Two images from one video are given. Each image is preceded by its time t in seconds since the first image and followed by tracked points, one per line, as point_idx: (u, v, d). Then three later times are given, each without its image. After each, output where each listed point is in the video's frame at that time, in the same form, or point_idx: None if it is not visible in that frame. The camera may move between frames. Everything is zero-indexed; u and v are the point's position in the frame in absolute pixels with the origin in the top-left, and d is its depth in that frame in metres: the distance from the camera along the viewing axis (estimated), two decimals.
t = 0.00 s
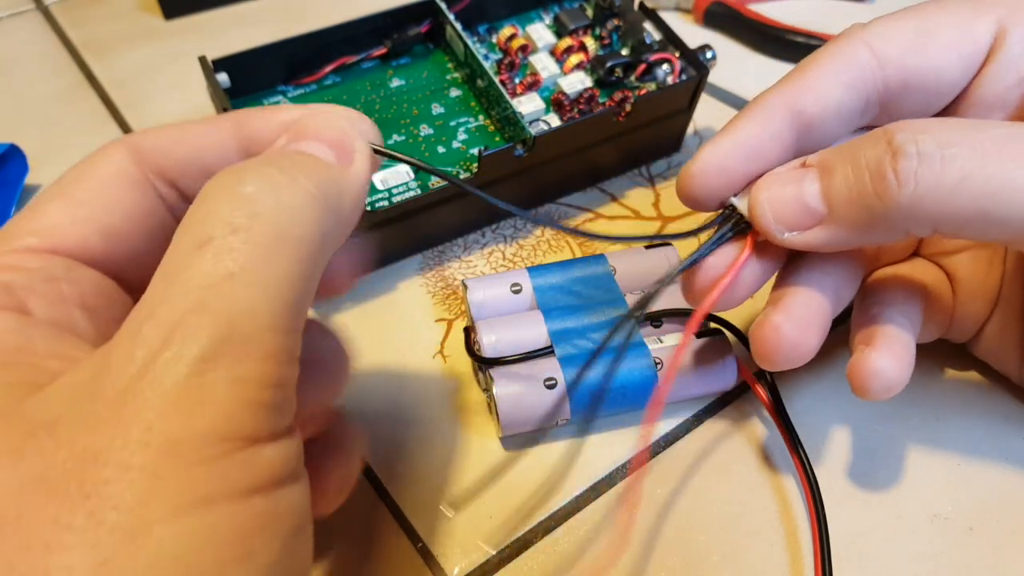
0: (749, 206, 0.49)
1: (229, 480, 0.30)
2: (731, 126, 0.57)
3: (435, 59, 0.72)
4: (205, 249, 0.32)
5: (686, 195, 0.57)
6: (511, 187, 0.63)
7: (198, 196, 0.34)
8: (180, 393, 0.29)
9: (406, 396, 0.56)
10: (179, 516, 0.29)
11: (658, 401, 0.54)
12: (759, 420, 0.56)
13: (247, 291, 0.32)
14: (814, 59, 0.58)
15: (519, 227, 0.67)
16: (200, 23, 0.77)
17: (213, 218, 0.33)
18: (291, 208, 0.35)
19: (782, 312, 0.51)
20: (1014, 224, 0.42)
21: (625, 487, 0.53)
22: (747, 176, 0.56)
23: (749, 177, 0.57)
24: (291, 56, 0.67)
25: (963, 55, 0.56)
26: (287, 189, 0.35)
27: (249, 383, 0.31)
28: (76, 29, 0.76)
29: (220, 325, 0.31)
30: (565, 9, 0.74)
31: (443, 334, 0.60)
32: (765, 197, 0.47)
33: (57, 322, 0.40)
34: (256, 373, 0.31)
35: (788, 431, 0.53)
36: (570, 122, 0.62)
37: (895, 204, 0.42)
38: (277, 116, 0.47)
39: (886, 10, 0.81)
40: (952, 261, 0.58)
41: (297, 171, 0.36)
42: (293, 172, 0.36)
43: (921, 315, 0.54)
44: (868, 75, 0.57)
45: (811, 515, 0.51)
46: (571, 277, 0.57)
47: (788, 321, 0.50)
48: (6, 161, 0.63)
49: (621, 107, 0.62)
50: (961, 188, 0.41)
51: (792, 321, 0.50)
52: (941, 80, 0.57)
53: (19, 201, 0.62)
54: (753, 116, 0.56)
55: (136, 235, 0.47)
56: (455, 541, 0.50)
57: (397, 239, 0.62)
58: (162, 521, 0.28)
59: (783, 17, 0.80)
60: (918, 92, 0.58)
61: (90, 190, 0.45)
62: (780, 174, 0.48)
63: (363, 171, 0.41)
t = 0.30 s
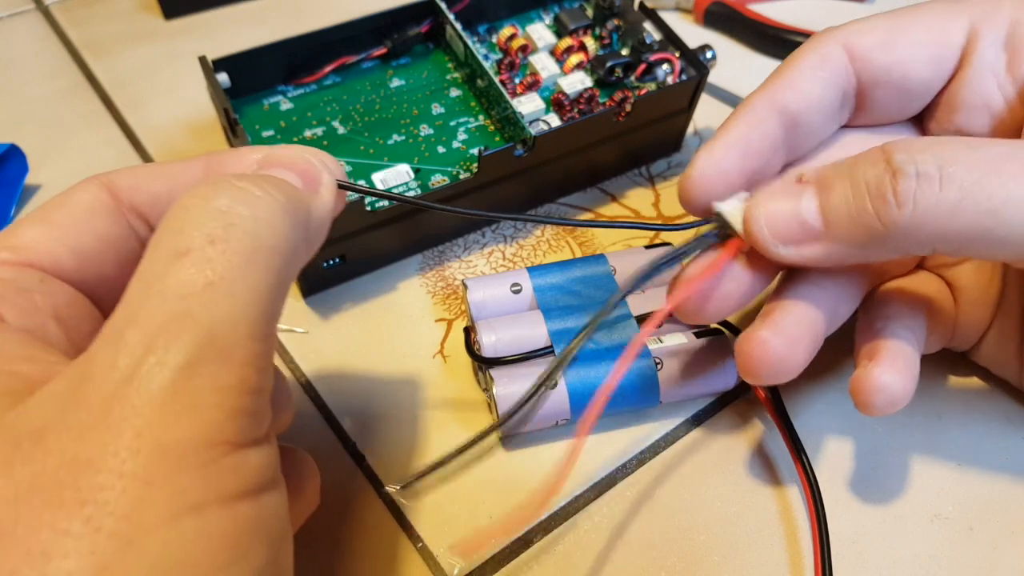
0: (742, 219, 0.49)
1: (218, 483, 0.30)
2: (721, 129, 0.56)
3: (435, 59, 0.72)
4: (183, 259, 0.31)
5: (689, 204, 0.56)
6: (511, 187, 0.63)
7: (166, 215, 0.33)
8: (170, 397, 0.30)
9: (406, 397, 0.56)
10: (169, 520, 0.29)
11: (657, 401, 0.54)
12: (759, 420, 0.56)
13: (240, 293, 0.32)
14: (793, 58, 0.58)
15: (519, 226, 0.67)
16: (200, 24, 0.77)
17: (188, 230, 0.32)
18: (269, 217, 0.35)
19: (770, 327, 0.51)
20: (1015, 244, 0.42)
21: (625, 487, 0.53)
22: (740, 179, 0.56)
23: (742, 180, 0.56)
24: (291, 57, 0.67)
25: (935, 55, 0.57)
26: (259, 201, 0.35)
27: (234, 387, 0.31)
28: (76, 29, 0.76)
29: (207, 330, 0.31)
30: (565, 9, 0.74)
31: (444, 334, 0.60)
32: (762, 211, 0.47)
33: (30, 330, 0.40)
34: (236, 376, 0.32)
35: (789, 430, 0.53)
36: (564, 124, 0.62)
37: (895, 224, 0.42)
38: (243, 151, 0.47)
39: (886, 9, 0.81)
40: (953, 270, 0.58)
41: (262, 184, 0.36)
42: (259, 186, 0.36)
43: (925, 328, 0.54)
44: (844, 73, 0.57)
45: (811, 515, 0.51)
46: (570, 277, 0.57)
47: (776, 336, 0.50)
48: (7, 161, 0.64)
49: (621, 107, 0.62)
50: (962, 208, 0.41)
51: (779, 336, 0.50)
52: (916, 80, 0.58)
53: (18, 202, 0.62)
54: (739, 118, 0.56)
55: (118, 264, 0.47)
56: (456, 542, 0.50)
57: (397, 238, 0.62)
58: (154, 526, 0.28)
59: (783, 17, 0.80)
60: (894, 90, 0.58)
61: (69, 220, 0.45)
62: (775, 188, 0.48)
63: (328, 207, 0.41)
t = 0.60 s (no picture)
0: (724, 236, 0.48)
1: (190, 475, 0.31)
2: (720, 139, 0.56)
3: (435, 59, 0.72)
4: (152, 252, 0.32)
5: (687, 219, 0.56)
6: (511, 187, 0.63)
7: (136, 205, 0.34)
8: (141, 390, 0.30)
9: (405, 396, 0.56)
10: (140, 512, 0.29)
11: (658, 401, 0.54)
12: (758, 420, 0.56)
13: (211, 285, 0.33)
14: (804, 69, 0.58)
15: (519, 226, 0.67)
16: (199, 23, 0.77)
17: (157, 222, 0.33)
18: (240, 209, 0.36)
19: (770, 318, 0.51)
20: (998, 266, 0.43)
21: (625, 487, 0.52)
22: (737, 191, 0.56)
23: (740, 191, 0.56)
24: (291, 56, 0.67)
25: (951, 64, 0.56)
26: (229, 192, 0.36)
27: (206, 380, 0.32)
28: (76, 29, 0.76)
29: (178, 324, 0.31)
30: (565, 9, 0.74)
31: (443, 334, 0.60)
32: (745, 232, 0.46)
33: None
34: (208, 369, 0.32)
35: (788, 430, 0.52)
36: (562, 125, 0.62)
37: (881, 251, 0.42)
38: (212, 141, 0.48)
39: (888, 9, 0.81)
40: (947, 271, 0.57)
41: (233, 175, 0.37)
42: (230, 176, 0.37)
43: (913, 322, 0.53)
44: (856, 87, 0.56)
45: (811, 516, 0.51)
46: (571, 277, 0.57)
47: (776, 327, 0.50)
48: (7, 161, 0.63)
49: (621, 107, 0.62)
50: (945, 234, 0.41)
51: (780, 327, 0.51)
52: (931, 92, 0.57)
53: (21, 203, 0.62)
54: (741, 129, 0.56)
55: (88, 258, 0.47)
56: (454, 539, 0.50)
57: (397, 238, 0.62)
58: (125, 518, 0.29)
59: (784, 17, 0.80)
60: (906, 103, 0.58)
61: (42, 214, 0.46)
62: (757, 202, 0.47)
63: (301, 193, 0.42)
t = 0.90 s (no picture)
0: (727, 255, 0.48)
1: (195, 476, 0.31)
2: (730, 152, 0.56)
3: (435, 59, 0.72)
4: (157, 256, 0.32)
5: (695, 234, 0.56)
6: (511, 187, 0.63)
7: (142, 208, 0.34)
8: (147, 390, 0.30)
9: (406, 396, 0.56)
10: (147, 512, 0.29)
11: (658, 401, 0.54)
12: (757, 420, 0.56)
13: (214, 286, 0.33)
14: (801, 77, 0.58)
15: (519, 226, 0.67)
16: (199, 24, 0.77)
17: (162, 228, 0.33)
18: (247, 219, 0.36)
19: (768, 330, 0.51)
20: (1003, 272, 0.43)
21: (625, 487, 0.53)
22: (749, 203, 0.56)
23: (751, 203, 0.56)
24: (291, 56, 0.67)
25: (947, 65, 0.56)
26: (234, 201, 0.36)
27: (209, 382, 0.32)
28: (76, 29, 0.76)
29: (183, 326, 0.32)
30: (565, 9, 0.74)
31: (443, 334, 0.60)
32: (748, 254, 0.46)
33: None
34: (211, 371, 0.32)
35: (788, 430, 0.52)
36: (563, 124, 0.62)
37: (885, 266, 0.43)
38: (211, 141, 0.48)
39: (887, 10, 0.81)
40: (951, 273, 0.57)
41: (235, 183, 0.37)
42: (232, 185, 0.37)
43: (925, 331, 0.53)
44: (856, 91, 0.57)
45: (811, 516, 0.51)
46: (570, 278, 0.57)
47: (773, 339, 0.50)
48: (7, 161, 0.63)
49: (621, 107, 0.62)
50: (948, 247, 0.42)
51: (777, 339, 0.50)
52: (928, 90, 0.57)
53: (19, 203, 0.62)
54: (748, 142, 0.56)
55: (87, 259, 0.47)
56: (454, 539, 0.50)
57: (397, 239, 0.62)
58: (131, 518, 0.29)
59: (784, 17, 0.80)
60: (905, 104, 0.58)
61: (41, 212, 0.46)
62: (756, 223, 0.47)
63: (302, 193, 0.42)
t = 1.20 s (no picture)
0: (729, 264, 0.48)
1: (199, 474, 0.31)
2: (728, 165, 0.56)
3: (435, 58, 0.72)
4: (156, 258, 0.32)
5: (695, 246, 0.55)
6: (511, 186, 0.63)
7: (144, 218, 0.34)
8: (147, 391, 0.30)
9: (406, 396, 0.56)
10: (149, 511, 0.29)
11: (658, 401, 0.54)
12: (758, 419, 0.56)
13: (214, 286, 0.33)
14: (795, 88, 0.58)
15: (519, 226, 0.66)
16: (199, 23, 0.77)
17: (159, 229, 0.33)
18: (249, 224, 0.36)
19: (776, 344, 0.51)
20: (1007, 275, 0.43)
21: (625, 487, 0.52)
22: (751, 215, 0.56)
23: (754, 216, 0.56)
24: (291, 56, 0.67)
25: (941, 70, 0.57)
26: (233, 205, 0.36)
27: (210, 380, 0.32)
28: (76, 28, 0.76)
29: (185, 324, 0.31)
30: (565, 9, 0.74)
31: (443, 334, 0.60)
32: (750, 262, 0.46)
33: None
34: (211, 370, 0.32)
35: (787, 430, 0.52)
36: (562, 124, 0.62)
37: (889, 271, 0.43)
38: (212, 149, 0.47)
39: (887, 10, 0.81)
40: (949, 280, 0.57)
41: (239, 191, 0.37)
42: (236, 193, 0.36)
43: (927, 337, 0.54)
44: (850, 101, 0.57)
45: (811, 515, 0.51)
46: (570, 277, 0.57)
47: (781, 354, 0.50)
48: (7, 161, 0.63)
49: (621, 107, 0.62)
50: (952, 250, 0.42)
51: (786, 353, 0.50)
52: (922, 96, 0.57)
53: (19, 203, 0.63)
54: (744, 153, 0.56)
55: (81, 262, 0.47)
56: (454, 539, 0.50)
57: (397, 239, 0.62)
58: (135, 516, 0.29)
59: (784, 17, 0.80)
60: (900, 111, 0.58)
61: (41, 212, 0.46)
62: (758, 232, 0.47)
63: (304, 201, 0.42)
